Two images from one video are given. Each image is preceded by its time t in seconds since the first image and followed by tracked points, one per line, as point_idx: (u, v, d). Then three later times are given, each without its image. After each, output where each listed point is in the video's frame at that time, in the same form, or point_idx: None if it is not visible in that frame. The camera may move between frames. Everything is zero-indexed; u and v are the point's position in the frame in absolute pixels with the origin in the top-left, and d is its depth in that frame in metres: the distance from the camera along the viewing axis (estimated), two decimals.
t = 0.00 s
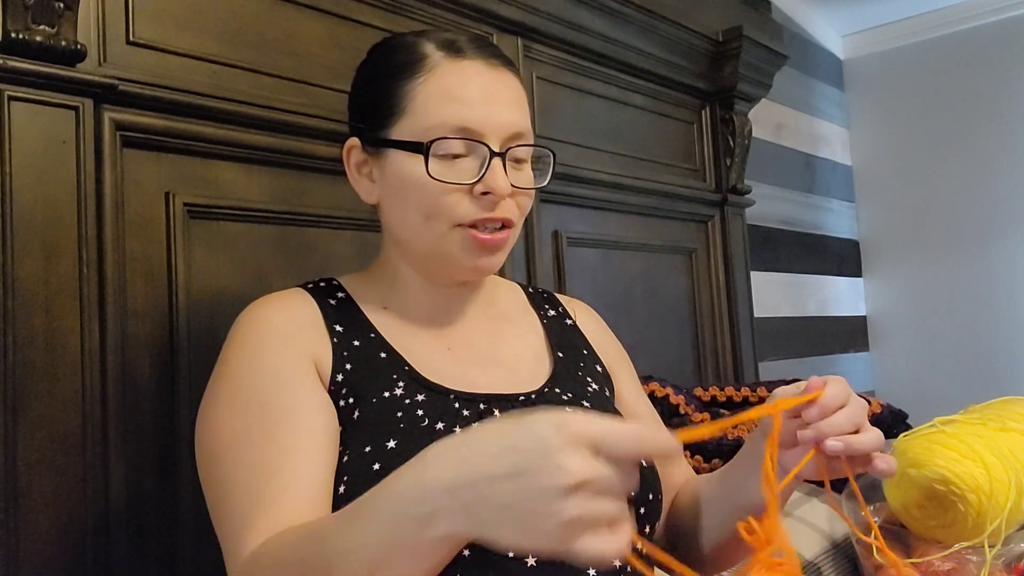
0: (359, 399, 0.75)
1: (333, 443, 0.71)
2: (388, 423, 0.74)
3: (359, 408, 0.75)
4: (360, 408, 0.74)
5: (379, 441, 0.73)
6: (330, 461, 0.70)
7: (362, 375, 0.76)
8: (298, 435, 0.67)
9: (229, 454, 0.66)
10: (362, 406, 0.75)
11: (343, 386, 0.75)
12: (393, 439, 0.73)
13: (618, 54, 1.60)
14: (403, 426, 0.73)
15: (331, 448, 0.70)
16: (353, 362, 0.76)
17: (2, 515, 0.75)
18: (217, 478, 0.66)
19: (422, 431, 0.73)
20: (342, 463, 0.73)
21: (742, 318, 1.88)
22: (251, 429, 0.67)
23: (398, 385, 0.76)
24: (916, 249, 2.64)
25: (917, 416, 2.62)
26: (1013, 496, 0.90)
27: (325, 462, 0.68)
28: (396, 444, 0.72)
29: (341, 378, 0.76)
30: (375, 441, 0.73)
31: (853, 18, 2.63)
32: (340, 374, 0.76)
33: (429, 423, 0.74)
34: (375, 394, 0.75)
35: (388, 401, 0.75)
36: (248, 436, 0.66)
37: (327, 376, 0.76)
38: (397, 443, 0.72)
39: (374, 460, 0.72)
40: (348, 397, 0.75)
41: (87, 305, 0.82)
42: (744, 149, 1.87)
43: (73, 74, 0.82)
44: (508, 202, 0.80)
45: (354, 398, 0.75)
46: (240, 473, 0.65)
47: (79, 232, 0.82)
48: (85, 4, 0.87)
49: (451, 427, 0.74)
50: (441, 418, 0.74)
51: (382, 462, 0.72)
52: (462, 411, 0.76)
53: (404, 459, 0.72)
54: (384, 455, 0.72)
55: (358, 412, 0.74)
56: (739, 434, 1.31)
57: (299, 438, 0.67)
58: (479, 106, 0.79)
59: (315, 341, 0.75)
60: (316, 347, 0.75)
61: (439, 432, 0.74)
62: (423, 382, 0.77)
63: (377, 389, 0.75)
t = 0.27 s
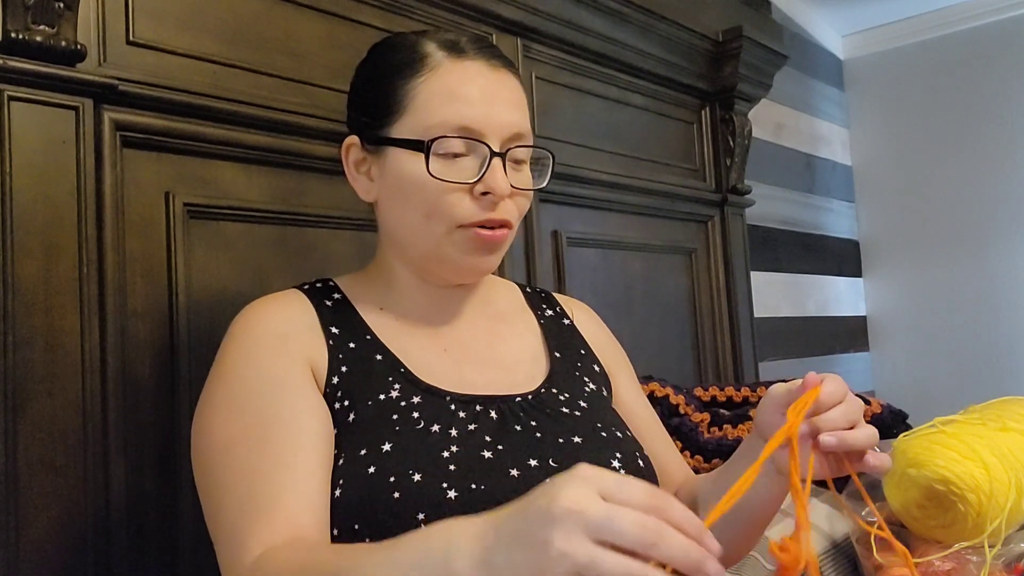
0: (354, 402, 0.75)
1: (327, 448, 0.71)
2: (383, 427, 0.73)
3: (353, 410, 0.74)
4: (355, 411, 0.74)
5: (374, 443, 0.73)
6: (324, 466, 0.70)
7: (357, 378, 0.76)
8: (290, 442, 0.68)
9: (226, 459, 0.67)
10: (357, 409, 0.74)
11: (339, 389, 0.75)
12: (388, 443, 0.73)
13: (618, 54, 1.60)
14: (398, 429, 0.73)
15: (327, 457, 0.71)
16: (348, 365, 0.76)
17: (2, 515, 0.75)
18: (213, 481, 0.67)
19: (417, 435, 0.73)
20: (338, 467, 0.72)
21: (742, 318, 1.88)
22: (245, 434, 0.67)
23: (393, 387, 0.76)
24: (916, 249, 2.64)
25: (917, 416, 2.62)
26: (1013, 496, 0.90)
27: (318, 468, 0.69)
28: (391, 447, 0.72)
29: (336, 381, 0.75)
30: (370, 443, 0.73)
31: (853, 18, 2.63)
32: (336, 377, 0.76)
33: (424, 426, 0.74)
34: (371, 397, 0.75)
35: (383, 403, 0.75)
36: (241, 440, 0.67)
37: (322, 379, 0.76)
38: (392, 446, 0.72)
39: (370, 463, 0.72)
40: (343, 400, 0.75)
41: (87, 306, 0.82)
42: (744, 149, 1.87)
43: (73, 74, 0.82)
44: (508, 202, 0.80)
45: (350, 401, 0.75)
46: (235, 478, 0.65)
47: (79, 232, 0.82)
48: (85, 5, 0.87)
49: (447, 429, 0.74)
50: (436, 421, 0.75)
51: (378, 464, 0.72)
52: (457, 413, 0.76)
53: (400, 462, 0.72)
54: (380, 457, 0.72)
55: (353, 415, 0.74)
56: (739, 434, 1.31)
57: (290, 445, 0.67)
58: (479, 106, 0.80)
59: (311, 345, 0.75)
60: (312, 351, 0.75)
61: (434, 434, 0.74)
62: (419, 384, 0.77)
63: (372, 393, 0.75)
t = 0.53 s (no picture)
0: (353, 404, 0.75)
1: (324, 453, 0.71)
2: (382, 429, 0.73)
3: (353, 412, 0.74)
4: (354, 413, 0.74)
5: (373, 446, 0.73)
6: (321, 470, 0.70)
7: (355, 381, 0.76)
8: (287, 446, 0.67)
9: (221, 461, 0.67)
10: (356, 411, 0.74)
11: (338, 392, 0.75)
12: (388, 445, 0.73)
13: (618, 54, 1.60)
14: (398, 430, 0.73)
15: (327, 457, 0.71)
16: (347, 367, 0.76)
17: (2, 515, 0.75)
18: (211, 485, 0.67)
19: (416, 437, 0.73)
20: (336, 469, 0.72)
21: (742, 318, 1.88)
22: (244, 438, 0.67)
23: (392, 390, 0.76)
24: (916, 248, 2.64)
25: (917, 416, 2.62)
26: (1013, 496, 0.91)
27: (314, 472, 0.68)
28: (391, 449, 0.72)
29: (335, 384, 0.76)
30: (369, 446, 0.73)
31: (853, 18, 2.63)
32: (335, 379, 0.76)
33: (423, 428, 0.74)
34: (369, 399, 0.75)
35: (382, 405, 0.75)
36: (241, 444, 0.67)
37: (321, 381, 0.76)
38: (391, 448, 0.72)
39: (369, 465, 0.72)
40: (342, 402, 0.75)
41: (87, 306, 0.82)
42: (744, 149, 1.87)
43: (73, 74, 0.82)
44: (510, 197, 0.80)
45: (348, 403, 0.75)
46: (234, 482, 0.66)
47: (79, 232, 0.82)
48: (85, 4, 0.87)
49: (446, 431, 0.74)
50: (435, 423, 0.75)
51: (377, 466, 0.71)
52: (456, 415, 0.76)
53: (399, 464, 0.72)
54: (379, 460, 0.72)
55: (352, 417, 0.74)
56: (739, 434, 1.31)
57: (286, 448, 0.67)
58: (480, 102, 0.80)
59: (308, 348, 0.75)
60: (309, 354, 0.75)
61: (434, 436, 0.74)
62: (418, 387, 0.77)
63: (371, 395, 0.75)
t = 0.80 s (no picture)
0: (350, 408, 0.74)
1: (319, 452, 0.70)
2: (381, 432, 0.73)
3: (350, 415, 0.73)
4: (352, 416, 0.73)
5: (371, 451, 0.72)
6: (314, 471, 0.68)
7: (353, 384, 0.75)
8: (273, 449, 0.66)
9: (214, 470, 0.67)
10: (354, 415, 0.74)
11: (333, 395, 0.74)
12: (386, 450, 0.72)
13: (618, 54, 1.60)
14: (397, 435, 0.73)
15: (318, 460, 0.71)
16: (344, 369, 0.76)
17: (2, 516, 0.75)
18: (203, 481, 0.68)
19: (414, 442, 0.73)
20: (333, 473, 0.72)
21: (742, 318, 1.88)
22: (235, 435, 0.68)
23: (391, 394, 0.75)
24: (916, 248, 2.64)
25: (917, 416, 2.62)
26: (1013, 495, 0.91)
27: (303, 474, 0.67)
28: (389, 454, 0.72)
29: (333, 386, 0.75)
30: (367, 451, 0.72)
31: (853, 18, 2.63)
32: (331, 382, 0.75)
33: (422, 432, 0.73)
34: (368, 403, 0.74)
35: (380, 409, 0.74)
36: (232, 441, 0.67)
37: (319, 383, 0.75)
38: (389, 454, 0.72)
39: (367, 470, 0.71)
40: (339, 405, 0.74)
41: (87, 306, 0.82)
42: (744, 149, 1.87)
43: (73, 74, 0.82)
44: (517, 203, 0.81)
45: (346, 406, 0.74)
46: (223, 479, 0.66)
47: (79, 232, 0.82)
48: (85, 4, 0.87)
49: (445, 435, 0.74)
50: (434, 427, 0.74)
51: (375, 471, 0.71)
52: (457, 419, 0.75)
53: (398, 468, 0.71)
54: (378, 465, 0.71)
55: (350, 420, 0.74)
56: (739, 435, 1.31)
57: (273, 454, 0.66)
58: (491, 106, 0.80)
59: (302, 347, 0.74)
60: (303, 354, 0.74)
61: (432, 440, 0.73)
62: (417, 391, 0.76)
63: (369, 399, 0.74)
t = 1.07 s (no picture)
0: (352, 408, 0.74)
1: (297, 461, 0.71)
2: (382, 432, 0.73)
3: (351, 415, 0.74)
4: (353, 416, 0.74)
5: (372, 449, 0.73)
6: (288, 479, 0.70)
7: (353, 384, 0.76)
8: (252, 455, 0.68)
9: (202, 463, 0.70)
10: (355, 414, 0.74)
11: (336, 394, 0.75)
12: (387, 448, 0.73)
13: (618, 54, 1.60)
14: (398, 435, 0.73)
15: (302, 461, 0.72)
16: (345, 369, 0.76)
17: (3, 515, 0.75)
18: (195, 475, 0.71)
19: (416, 441, 0.73)
20: (332, 471, 0.72)
21: (742, 318, 1.88)
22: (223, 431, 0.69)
23: (393, 395, 0.76)
24: (916, 248, 2.64)
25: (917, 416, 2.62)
26: (1013, 495, 0.92)
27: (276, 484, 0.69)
28: (390, 452, 0.72)
29: (333, 386, 0.75)
30: (368, 449, 0.72)
31: (853, 18, 2.63)
32: (333, 381, 0.75)
33: (423, 432, 0.74)
34: (370, 403, 0.75)
35: (382, 410, 0.75)
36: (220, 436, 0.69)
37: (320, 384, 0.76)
38: (390, 452, 0.72)
39: (368, 467, 0.72)
40: (341, 405, 0.75)
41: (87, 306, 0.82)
42: (744, 149, 1.87)
43: (73, 74, 0.82)
44: (528, 210, 0.80)
45: (347, 406, 0.75)
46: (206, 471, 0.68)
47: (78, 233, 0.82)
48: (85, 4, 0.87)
49: (446, 435, 0.74)
50: (435, 427, 0.75)
51: (376, 467, 0.72)
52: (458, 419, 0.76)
53: (399, 467, 0.72)
54: (379, 464, 0.72)
55: (351, 419, 0.74)
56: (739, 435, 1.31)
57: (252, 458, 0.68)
58: (507, 112, 0.79)
59: (302, 353, 0.75)
60: (303, 361, 0.75)
61: (434, 440, 0.74)
62: (419, 392, 0.77)
63: (372, 399, 0.75)
